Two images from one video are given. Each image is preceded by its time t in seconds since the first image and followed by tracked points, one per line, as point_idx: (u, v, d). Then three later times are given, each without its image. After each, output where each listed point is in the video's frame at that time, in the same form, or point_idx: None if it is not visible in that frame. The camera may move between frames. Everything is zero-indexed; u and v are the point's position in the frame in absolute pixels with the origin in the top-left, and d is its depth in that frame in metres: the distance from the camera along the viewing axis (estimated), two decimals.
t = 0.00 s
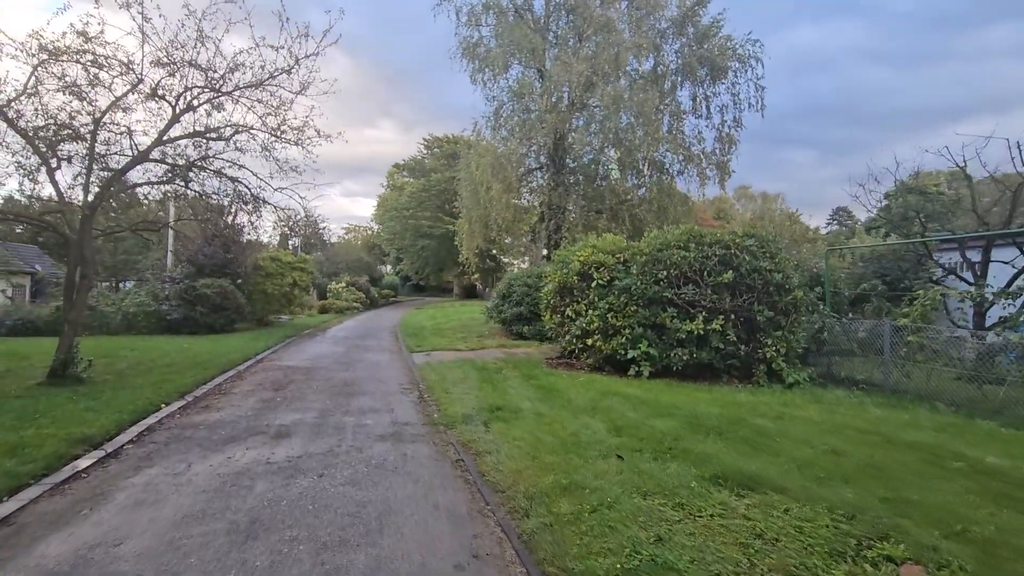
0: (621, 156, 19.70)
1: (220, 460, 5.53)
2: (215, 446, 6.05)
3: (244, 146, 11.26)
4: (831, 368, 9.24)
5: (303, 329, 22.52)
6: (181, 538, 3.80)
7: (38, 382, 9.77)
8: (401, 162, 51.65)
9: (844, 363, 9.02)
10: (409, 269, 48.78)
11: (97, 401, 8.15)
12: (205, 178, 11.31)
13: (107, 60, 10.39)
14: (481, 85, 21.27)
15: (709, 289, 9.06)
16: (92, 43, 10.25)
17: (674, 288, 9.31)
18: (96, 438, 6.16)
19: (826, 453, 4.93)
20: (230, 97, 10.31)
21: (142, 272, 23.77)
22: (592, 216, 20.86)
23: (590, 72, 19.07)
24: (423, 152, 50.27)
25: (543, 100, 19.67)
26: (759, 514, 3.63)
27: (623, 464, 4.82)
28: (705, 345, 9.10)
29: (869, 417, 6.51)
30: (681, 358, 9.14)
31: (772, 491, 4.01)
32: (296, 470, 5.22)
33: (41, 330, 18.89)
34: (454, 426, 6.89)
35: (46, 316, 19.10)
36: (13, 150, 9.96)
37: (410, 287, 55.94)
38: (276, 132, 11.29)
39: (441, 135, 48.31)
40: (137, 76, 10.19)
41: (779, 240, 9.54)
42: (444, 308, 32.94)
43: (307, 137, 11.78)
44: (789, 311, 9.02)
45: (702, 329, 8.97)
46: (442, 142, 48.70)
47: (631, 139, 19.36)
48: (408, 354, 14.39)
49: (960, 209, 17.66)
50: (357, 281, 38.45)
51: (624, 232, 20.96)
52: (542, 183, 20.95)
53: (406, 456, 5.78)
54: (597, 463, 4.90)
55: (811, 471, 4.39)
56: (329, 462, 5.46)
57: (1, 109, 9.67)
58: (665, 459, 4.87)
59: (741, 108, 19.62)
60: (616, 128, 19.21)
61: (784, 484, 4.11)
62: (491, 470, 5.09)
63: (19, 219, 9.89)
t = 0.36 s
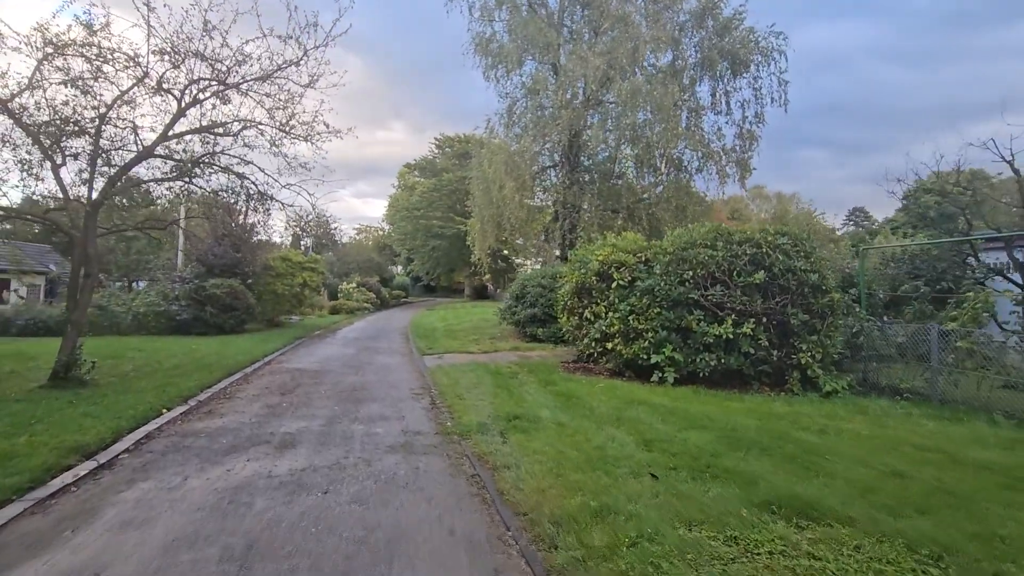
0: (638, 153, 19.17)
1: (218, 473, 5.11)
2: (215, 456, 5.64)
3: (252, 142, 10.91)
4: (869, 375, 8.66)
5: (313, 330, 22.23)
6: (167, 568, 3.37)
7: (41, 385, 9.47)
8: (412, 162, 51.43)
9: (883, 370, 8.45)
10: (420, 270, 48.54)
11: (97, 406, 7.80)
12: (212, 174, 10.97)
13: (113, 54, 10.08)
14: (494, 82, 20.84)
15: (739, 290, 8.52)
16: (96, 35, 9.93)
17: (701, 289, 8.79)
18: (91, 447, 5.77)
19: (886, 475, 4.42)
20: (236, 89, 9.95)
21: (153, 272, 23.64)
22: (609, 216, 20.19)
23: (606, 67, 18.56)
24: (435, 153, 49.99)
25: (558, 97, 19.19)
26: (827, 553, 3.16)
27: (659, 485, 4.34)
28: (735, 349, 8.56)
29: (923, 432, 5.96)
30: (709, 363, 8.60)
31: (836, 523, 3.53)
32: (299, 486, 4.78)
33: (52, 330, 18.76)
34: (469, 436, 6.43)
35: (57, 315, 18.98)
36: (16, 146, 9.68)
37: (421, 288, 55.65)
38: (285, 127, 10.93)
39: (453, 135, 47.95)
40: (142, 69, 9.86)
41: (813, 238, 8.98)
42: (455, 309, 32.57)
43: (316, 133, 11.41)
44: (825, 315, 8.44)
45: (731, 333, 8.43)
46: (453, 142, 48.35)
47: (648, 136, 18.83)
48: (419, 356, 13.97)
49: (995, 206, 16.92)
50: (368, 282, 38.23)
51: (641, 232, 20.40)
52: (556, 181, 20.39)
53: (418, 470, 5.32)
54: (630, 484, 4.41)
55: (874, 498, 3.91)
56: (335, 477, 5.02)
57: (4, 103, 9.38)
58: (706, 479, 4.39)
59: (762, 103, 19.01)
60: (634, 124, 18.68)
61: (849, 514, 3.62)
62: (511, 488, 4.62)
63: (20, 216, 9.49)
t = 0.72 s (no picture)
0: (650, 150, 18.71)
1: (211, 488, 4.75)
2: (208, 469, 5.28)
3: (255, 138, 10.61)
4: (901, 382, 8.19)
5: (319, 330, 21.96)
6: None
7: (37, 388, 9.19)
8: (419, 163, 51.15)
9: (917, 377, 7.98)
10: (427, 270, 48.28)
11: (91, 412, 7.48)
12: (214, 172, 10.65)
13: (111, 48, 9.81)
14: (502, 79, 20.44)
15: (763, 291, 8.10)
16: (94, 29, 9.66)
17: (723, 290, 8.36)
18: (79, 458, 5.44)
19: (942, 497, 4.01)
20: (238, 83, 9.64)
21: (159, 272, 23.46)
22: (620, 216, 19.67)
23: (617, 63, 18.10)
24: (442, 152, 49.67)
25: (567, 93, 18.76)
26: None
27: (691, 507, 3.94)
28: (758, 354, 8.14)
29: (970, 445, 5.52)
30: (731, 368, 8.16)
31: (899, 558, 3.15)
32: (296, 505, 4.40)
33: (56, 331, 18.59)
34: (479, 446, 6.04)
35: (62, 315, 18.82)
36: (13, 142, 9.40)
37: (428, 288, 55.32)
38: (288, 123, 10.62)
39: (460, 135, 47.55)
40: (142, 63, 9.58)
41: (841, 237, 8.52)
42: (463, 309, 32.25)
43: (321, 129, 11.10)
44: (855, 317, 7.99)
45: (755, 336, 7.99)
46: (460, 141, 47.95)
47: (661, 133, 18.38)
48: (426, 359, 13.62)
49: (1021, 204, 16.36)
50: (374, 282, 37.98)
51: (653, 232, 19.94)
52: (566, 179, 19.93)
53: (425, 485, 4.94)
54: (659, 505, 4.02)
55: (936, 525, 3.52)
56: (336, 494, 4.65)
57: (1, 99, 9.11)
58: (742, 501, 3.99)
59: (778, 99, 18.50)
60: (645, 121, 18.25)
61: (912, 546, 3.25)
62: (527, 508, 4.23)
63: (17, 215, 9.12)
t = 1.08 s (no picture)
0: (664, 148, 18.18)
1: (194, 514, 4.29)
2: (195, 490, 4.82)
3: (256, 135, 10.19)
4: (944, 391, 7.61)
5: (325, 333, 21.58)
6: None
7: (27, 396, 8.79)
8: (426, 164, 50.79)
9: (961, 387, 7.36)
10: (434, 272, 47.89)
11: (78, 421, 7.06)
12: (212, 169, 10.23)
13: (104, 40, 9.35)
14: (510, 77, 19.96)
15: (794, 293, 7.55)
16: (86, 20, 9.19)
17: (749, 292, 7.81)
18: (55, 476, 5.00)
19: None
20: (237, 76, 9.22)
21: (164, 274, 23.17)
22: (631, 215, 18.90)
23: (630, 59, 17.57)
24: (449, 153, 49.27)
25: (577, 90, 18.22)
26: None
27: (741, 547, 3.41)
28: (788, 361, 7.58)
29: None
30: (759, 376, 7.58)
31: None
32: (288, 534, 3.94)
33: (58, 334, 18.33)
34: (490, 463, 5.54)
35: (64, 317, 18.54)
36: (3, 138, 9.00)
37: (435, 290, 54.86)
38: (290, 119, 10.20)
39: (467, 136, 47.07)
40: (135, 55, 9.12)
41: (879, 236, 7.93)
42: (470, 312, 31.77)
43: (324, 126, 10.67)
44: (894, 321, 7.39)
45: (785, 342, 7.44)
46: (468, 142, 47.46)
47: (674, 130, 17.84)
48: (433, 363, 13.14)
49: None
50: (381, 284, 37.60)
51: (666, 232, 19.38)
52: (575, 178, 19.22)
53: (432, 509, 4.45)
54: (701, 542, 3.50)
55: None
56: (332, 521, 4.17)
57: None
58: (798, 541, 3.47)
59: (796, 95, 17.89)
60: (659, 119, 17.73)
61: None
62: (547, 542, 3.72)
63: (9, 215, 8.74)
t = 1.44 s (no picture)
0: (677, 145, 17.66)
1: (177, 539, 3.88)
2: (181, 510, 4.41)
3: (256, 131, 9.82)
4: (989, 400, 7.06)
5: (330, 335, 21.21)
6: None
7: (18, 402, 8.47)
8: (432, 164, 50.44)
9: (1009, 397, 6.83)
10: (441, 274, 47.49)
11: (66, 430, 6.69)
12: (212, 166, 9.87)
13: (99, 33, 9.02)
14: (519, 73, 19.50)
15: (827, 294, 7.05)
16: (80, 12, 8.86)
17: (777, 293, 7.31)
18: (31, 494, 4.61)
19: None
20: (235, 67, 8.85)
21: (168, 275, 22.89)
22: (645, 213, 18.49)
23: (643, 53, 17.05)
24: (455, 153, 48.88)
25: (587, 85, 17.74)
26: None
27: None
28: (820, 367, 7.08)
29: None
30: (789, 383, 7.07)
31: None
32: (278, 564, 3.51)
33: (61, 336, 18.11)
34: (503, 479, 5.09)
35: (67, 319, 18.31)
36: None
37: (442, 291, 54.51)
38: (292, 114, 9.82)
39: (475, 135, 46.61)
40: (130, 47, 8.78)
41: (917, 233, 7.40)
42: (477, 313, 31.33)
43: (327, 121, 10.29)
44: (936, 324, 6.86)
45: (818, 346, 6.93)
46: (475, 142, 47.01)
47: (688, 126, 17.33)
48: (440, 367, 12.70)
49: None
50: (388, 285, 37.25)
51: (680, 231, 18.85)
52: (586, 176, 18.80)
53: (440, 534, 4.00)
54: None
55: None
56: (329, 548, 3.74)
57: None
58: None
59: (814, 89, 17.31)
60: (672, 114, 17.21)
61: None
62: None
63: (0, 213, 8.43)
